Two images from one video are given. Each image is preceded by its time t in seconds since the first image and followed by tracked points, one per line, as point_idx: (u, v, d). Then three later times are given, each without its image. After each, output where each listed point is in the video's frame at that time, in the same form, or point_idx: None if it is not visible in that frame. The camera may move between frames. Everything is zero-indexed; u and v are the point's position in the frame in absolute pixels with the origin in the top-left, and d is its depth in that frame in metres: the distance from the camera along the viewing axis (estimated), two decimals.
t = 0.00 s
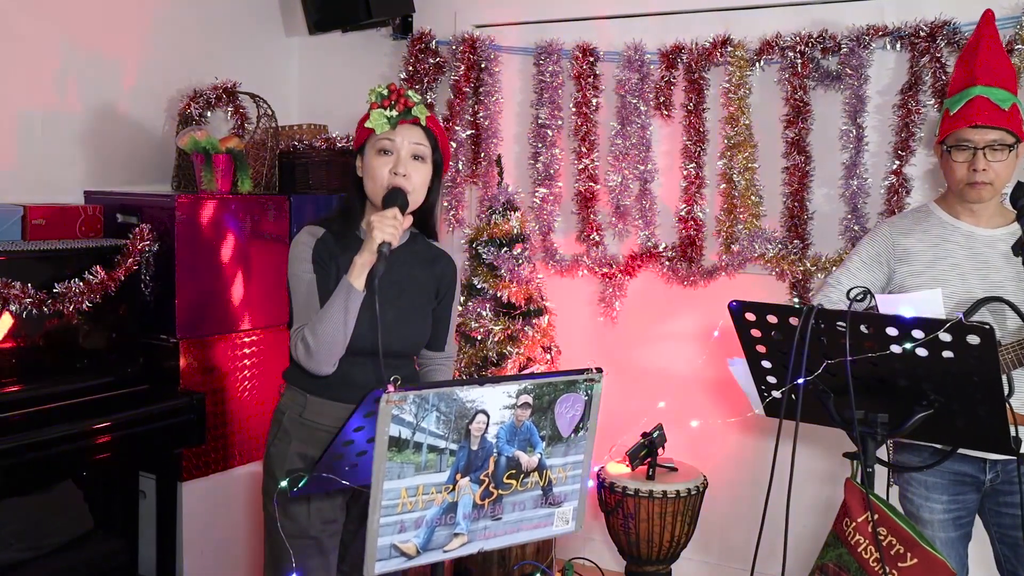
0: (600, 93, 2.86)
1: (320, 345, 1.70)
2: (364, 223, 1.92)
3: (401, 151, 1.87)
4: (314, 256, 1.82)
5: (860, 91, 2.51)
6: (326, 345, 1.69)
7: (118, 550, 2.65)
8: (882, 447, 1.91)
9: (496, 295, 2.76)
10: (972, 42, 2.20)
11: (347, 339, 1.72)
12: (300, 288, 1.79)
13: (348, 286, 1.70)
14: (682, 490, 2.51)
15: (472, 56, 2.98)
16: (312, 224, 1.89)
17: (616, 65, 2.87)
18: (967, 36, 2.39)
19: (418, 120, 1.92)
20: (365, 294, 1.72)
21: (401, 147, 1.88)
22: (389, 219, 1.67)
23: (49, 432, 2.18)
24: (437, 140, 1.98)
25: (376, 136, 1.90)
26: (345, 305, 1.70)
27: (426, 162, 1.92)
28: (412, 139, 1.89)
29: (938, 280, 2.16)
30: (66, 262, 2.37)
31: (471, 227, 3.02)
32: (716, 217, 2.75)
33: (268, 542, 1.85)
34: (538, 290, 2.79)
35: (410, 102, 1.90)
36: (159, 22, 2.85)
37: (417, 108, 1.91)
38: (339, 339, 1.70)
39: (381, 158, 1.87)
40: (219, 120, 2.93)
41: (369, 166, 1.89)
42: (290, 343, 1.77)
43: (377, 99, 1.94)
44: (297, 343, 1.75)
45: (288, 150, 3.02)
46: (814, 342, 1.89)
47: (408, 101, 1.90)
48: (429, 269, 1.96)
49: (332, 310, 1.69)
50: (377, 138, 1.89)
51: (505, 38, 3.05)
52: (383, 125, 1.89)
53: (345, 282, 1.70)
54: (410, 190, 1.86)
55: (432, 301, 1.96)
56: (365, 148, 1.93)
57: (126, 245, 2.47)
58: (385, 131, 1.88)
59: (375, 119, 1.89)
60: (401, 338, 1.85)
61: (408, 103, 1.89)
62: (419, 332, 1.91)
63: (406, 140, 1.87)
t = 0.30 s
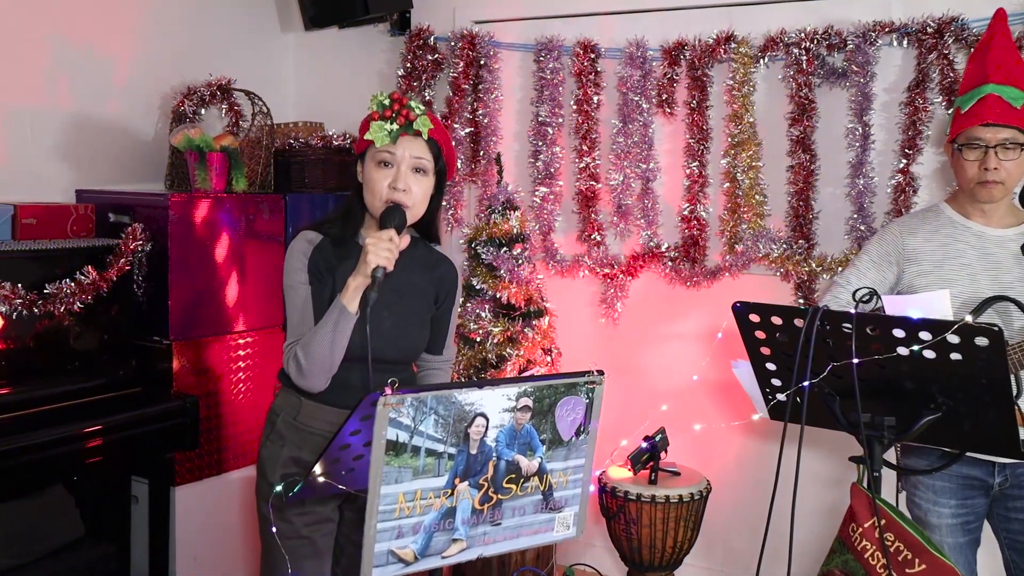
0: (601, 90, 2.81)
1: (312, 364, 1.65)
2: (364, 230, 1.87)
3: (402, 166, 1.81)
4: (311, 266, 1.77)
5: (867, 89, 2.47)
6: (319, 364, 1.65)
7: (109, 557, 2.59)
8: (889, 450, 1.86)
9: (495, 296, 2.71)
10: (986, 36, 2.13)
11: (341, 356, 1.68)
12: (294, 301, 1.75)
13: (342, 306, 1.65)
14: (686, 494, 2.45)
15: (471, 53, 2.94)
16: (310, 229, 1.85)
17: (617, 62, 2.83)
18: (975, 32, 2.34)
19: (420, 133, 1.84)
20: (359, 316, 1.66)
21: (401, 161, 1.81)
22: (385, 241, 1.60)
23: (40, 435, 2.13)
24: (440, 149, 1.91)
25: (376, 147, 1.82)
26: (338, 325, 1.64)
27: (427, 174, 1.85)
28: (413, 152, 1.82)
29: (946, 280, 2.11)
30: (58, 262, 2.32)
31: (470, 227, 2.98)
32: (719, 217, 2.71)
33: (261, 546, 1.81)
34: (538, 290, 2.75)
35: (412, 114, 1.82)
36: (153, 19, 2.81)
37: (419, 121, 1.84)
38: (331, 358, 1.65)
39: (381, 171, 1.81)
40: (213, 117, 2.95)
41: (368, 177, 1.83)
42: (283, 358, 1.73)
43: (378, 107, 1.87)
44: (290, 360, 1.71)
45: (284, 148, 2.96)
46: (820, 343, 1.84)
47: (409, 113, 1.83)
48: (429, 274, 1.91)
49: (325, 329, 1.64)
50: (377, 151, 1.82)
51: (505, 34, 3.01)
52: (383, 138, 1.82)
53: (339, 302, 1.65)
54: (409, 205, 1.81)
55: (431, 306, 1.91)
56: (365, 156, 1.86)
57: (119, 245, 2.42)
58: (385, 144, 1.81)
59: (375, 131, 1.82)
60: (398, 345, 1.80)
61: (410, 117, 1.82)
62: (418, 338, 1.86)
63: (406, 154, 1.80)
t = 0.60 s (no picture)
0: (601, 88, 2.78)
1: (310, 375, 1.63)
2: (362, 237, 1.83)
3: (401, 177, 1.76)
4: (307, 272, 1.74)
5: (870, 87, 2.44)
6: (316, 374, 1.62)
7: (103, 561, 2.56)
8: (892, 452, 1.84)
9: (494, 297, 2.69)
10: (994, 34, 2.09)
11: (340, 367, 1.65)
12: (291, 308, 1.72)
13: (340, 316, 1.61)
14: (687, 498, 2.42)
15: (469, 50, 2.91)
16: (308, 232, 1.81)
17: (618, 60, 2.80)
18: (980, 30, 2.31)
19: (420, 143, 1.79)
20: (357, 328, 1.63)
21: (400, 172, 1.76)
22: (384, 253, 1.57)
23: (33, 438, 2.10)
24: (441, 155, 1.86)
25: (374, 157, 1.77)
26: (336, 337, 1.61)
27: (428, 183, 1.80)
28: (412, 163, 1.77)
29: (952, 280, 2.08)
30: (53, 262, 2.28)
31: (468, 226, 2.95)
32: (720, 216, 2.68)
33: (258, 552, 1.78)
34: (537, 291, 2.72)
35: (411, 124, 1.76)
36: (148, 17, 2.78)
37: (419, 130, 1.78)
38: (328, 368, 1.62)
39: (380, 181, 1.76)
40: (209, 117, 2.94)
41: (367, 186, 1.78)
42: (279, 367, 1.70)
43: (376, 114, 1.81)
44: (287, 369, 1.68)
45: (281, 147, 2.94)
46: (823, 345, 1.81)
47: (409, 122, 1.77)
48: (429, 278, 1.88)
49: (322, 340, 1.61)
50: (375, 162, 1.77)
51: (504, 32, 2.98)
52: (382, 149, 1.77)
53: (336, 314, 1.61)
54: (409, 216, 1.77)
55: (431, 310, 1.88)
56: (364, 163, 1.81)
57: (113, 246, 2.39)
58: (384, 155, 1.76)
59: (373, 142, 1.77)
60: (397, 351, 1.77)
61: (409, 127, 1.76)
62: (417, 343, 1.83)
63: (405, 166, 1.75)
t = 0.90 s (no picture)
0: (600, 88, 2.78)
1: (305, 375, 1.61)
2: (358, 236, 1.82)
3: (396, 176, 1.75)
4: (303, 271, 1.72)
5: (869, 88, 2.43)
6: (311, 374, 1.61)
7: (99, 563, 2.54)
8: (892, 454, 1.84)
9: (493, 297, 2.68)
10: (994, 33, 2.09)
11: (335, 366, 1.64)
12: (287, 309, 1.70)
13: (334, 314, 1.60)
14: (686, 499, 2.41)
15: (468, 50, 2.90)
16: (304, 232, 1.80)
17: (617, 60, 2.79)
18: (980, 30, 2.30)
19: (415, 142, 1.77)
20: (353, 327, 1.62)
21: (396, 171, 1.75)
22: (378, 251, 1.56)
23: (33, 438, 2.10)
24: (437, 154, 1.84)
25: (370, 157, 1.76)
26: (331, 335, 1.60)
27: (424, 183, 1.79)
28: (408, 162, 1.76)
29: (951, 280, 2.07)
30: (49, 263, 2.28)
31: (467, 226, 2.94)
32: (720, 217, 2.67)
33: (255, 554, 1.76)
34: (536, 292, 2.72)
35: (407, 124, 1.75)
36: (145, 17, 2.78)
37: (414, 129, 1.77)
38: (323, 368, 1.61)
39: (376, 181, 1.75)
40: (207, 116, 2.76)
41: (362, 186, 1.77)
42: (275, 366, 1.69)
43: (372, 114, 1.80)
44: (282, 369, 1.67)
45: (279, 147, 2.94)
46: (822, 346, 1.80)
47: (404, 122, 1.76)
48: (426, 278, 1.88)
49: (319, 340, 1.60)
50: (370, 161, 1.76)
51: (502, 32, 2.97)
52: (377, 148, 1.75)
53: (331, 312, 1.60)
54: (405, 216, 1.76)
55: (427, 311, 1.87)
56: (360, 163, 1.80)
57: (110, 247, 2.38)
58: (379, 154, 1.75)
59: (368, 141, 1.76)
60: (393, 352, 1.77)
61: (404, 126, 1.74)
62: (414, 344, 1.82)
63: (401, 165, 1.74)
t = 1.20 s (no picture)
0: (600, 87, 2.75)
1: (296, 370, 1.58)
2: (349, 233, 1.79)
3: (386, 170, 1.73)
4: (294, 268, 1.71)
5: (872, 86, 2.40)
6: (302, 369, 1.58)
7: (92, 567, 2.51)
8: (895, 457, 1.79)
9: (491, 298, 2.65)
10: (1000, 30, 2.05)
11: (327, 363, 1.62)
12: (279, 305, 1.69)
13: (323, 308, 1.58)
14: (686, 502, 2.38)
15: (466, 48, 2.88)
16: (295, 230, 1.78)
17: (616, 58, 2.76)
18: (984, 27, 2.27)
19: (405, 136, 1.75)
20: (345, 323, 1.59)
21: (386, 165, 1.73)
22: (368, 244, 1.54)
23: (32, 439, 2.08)
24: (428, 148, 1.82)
25: (359, 151, 1.74)
26: (322, 330, 1.57)
27: (415, 177, 1.77)
28: (398, 156, 1.74)
29: (954, 281, 2.04)
30: (40, 263, 2.24)
31: (465, 226, 2.91)
32: (721, 216, 2.64)
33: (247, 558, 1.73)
34: (535, 293, 2.68)
35: (395, 116, 1.73)
36: (139, 15, 2.75)
37: (403, 122, 1.75)
38: (314, 363, 1.58)
39: (366, 175, 1.73)
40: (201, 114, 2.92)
41: (352, 181, 1.76)
42: (266, 365, 1.66)
43: (361, 108, 1.78)
44: (274, 366, 1.64)
45: (274, 146, 2.91)
46: (825, 347, 1.76)
47: (393, 115, 1.74)
48: (419, 277, 1.84)
49: (309, 335, 1.57)
50: (360, 155, 1.74)
51: (501, 30, 2.94)
52: (366, 142, 1.73)
53: (321, 307, 1.58)
54: (396, 209, 1.74)
55: (421, 310, 1.83)
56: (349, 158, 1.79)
57: (103, 247, 2.34)
58: (368, 148, 1.73)
59: (357, 135, 1.74)
60: (385, 352, 1.73)
61: (393, 119, 1.73)
62: (409, 344, 1.79)
63: (391, 158, 1.72)
